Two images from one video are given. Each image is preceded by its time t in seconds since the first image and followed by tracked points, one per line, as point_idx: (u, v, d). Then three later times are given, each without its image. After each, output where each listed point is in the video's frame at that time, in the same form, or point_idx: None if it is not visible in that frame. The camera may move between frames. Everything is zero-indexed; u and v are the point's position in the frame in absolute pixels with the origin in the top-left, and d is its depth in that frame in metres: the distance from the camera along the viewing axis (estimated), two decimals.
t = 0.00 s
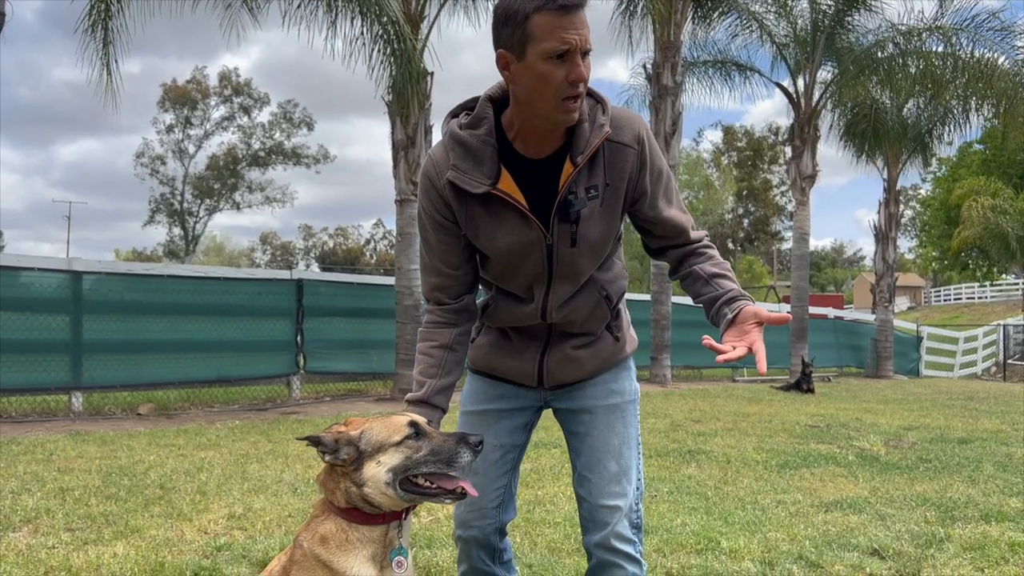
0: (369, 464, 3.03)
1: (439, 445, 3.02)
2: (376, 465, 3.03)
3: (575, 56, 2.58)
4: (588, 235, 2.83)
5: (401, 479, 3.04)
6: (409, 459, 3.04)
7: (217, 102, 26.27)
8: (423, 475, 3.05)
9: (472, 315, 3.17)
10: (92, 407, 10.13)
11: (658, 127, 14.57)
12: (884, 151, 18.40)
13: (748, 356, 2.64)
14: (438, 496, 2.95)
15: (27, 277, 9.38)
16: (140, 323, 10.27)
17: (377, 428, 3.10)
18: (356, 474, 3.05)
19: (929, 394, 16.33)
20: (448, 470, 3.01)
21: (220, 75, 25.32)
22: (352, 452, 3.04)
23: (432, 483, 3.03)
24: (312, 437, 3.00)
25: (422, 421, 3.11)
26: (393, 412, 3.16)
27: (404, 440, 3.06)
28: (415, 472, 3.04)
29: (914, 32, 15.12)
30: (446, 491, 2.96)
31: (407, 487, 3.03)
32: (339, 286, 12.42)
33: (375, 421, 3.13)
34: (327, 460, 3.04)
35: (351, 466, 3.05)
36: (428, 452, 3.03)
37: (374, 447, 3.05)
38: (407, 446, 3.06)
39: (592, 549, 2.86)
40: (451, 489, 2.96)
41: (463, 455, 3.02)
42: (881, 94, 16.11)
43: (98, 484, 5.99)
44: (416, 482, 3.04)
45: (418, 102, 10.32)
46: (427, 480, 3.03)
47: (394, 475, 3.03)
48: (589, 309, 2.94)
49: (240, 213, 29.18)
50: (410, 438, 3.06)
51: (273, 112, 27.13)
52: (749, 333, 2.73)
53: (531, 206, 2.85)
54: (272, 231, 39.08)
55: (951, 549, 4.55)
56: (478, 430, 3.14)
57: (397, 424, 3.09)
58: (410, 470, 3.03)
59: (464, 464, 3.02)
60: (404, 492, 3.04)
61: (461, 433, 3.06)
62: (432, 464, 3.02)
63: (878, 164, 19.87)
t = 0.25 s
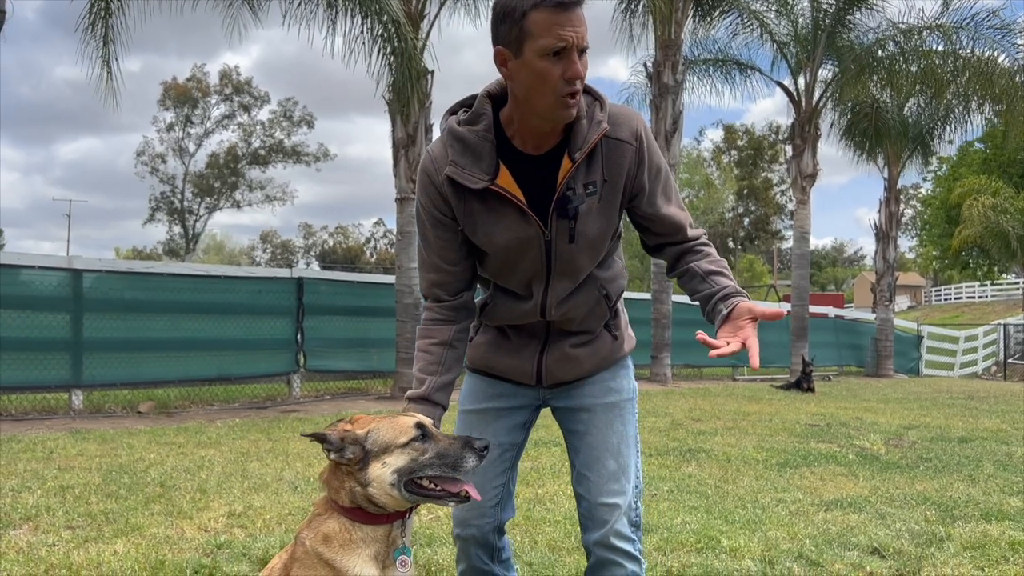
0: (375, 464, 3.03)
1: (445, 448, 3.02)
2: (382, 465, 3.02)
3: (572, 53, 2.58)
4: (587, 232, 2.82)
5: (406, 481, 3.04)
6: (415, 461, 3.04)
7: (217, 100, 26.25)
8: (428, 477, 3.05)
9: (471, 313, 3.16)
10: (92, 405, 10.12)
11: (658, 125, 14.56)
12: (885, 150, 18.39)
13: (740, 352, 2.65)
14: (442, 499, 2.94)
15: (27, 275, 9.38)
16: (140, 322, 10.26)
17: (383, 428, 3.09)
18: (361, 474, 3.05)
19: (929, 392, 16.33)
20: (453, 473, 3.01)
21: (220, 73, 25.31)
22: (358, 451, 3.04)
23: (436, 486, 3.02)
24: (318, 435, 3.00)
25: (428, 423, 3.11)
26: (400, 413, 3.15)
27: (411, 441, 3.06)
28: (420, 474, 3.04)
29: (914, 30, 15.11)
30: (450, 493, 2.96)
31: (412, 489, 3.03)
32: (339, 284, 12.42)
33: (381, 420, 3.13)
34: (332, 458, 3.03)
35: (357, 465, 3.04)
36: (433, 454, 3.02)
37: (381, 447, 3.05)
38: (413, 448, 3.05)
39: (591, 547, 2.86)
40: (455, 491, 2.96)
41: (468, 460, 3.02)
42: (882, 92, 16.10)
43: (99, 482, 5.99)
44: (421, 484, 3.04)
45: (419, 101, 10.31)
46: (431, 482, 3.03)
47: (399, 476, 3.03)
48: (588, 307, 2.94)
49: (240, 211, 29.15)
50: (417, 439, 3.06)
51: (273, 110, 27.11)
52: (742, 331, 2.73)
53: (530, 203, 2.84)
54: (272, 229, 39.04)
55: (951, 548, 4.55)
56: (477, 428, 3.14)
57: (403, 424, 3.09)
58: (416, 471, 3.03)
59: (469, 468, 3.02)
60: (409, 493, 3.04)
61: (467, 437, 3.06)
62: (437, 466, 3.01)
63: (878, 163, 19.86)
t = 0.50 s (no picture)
0: (377, 463, 3.01)
1: (447, 449, 3.01)
2: (384, 464, 3.01)
3: (567, 51, 2.58)
4: (585, 229, 2.82)
5: (408, 481, 3.02)
6: (417, 461, 3.02)
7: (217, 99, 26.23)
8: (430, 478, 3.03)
9: (471, 311, 3.16)
10: (91, 404, 10.11)
11: (658, 124, 14.56)
12: (885, 150, 18.39)
13: (738, 348, 2.63)
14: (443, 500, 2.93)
15: (27, 273, 9.37)
16: (139, 320, 10.25)
17: (387, 427, 3.08)
18: (363, 473, 3.04)
19: (929, 392, 16.34)
20: (455, 474, 3.00)
21: (220, 71, 25.30)
22: (360, 450, 3.02)
23: (437, 486, 3.02)
24: (321, 433, 2.98)
25: (431, 423, 3.09)
26: (403, 411, 3.14)
27: (414, 441, 3.04)
28: (422, 475, 3.02)
29: (914, 29, 15.12)
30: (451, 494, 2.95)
31: (414, 489, 3.01)
32: (339, 283, 12.42)
33: (385, 419, 3.11)
34: (334, 457, 3.02)
35: (359, 464, 3.03)
36: (436, 455, 3.01)
37: (383, 446, 3.03)
38: (416, 448, 3.04)
39: (591, 547, 2.86)
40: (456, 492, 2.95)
41: (470, 461, 3.02)
42: (882, 91, 16.10)
43: (99, 480, 5.99)
44: (423, 484, 3.02)
45: (419, 99, 10.29)
46: (433, 483, 3.01)
47: (401, 476, 3.01)
48: (587, 305, 2.93)
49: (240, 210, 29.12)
50: (419, 439, 3.05)
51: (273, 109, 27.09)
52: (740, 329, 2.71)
53: (528, 201, 2.84)
54: (271, 228, 39.01)
55: (951, 548, 4.55)
56: (477, 427, 3.14)
57: (407, 424, 3.07)
58: (418, 472, 3.01)
59: (471, 469, 3.02)
60: (410, 493, 3.02)
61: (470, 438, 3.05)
62: (439, 467, 3.00)
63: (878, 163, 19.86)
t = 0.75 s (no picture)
0: (378, 462, 3.02)
1: (449, 449, 3.02)
2: (385, 464, 3.02)
3: (561, 50, 2.57)
4: (584, 229, 2.82)
5: (410, 480, 3.03)
6: (419, 461, 3.03)
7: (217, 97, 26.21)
8: (431, 477, 3.04)
9: (471, 312, 3.16)
10: (91, 403, 10.11)
11: (658, 124, 14.56)
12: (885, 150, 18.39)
13: (733, 349, 2.65)
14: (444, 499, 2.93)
15: (27, 272, 9.38)
16: (139, 319, 10.24)
17: (388, 427, 3.09)
18: (364, 473, 3.04)
19: (928, 391, 16.33)
20: (456, 473, 3.02)
21: (221, 70, 25.29)
22: (362, 449, 3.03)
23: (438, 486, 3.02)
24: (323, 431, 2.99)
25: (432, 423, 3.11)
26: (404, 412, 3.15)
27: (416, 441, 3.06)
28: (423, 474, 3.03)
29: (913, 28, 15.11)
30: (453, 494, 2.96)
31: (415, 488, 3.02)
32: (339, 282, 12.42)
33: (386, 418, 3.13)
34: (336, 456, 3.02)
35: (360, 463, 3.03)
36: (438, 455, 3.02)
37: (385, 445, 3.04)
38: (418, 447, 3.05)
39: (590, 546, 2.86)
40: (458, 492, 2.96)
41: (472, 461, 3.03)
42: (882, 91, 16.09)
43: (98, 479, 5.99)
44: (424, 484, 3.03)
45: (419, 98, 10.29)
46: (434, 483, 3.02)
47: (402, 476, 3.02)
48: (586, 305, 2.93)
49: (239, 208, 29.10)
50: (421, 439, 3.06)
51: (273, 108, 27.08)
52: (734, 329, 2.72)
53: (528, 201, 2.84)
54: (271, 226, 38.99)
55: (950, 547, 4.56)
56: (477, 426, 3.14)
57: (409, 424, 3.09)
58: (419, 472, 3.03)
59: (473, 469, 3.03)
60: (411, 493, 3.03)
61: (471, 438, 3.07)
62: (441, 467, 3.01)
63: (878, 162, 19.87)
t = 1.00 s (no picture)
0: (379, 463, 3.01)
1: (450, 448, 3.03)
2: (386, 464, 3.02)
3: (541, 43, 2.58)
4: (584, 226, 2.82)
5: (410, 481, 3.03)
6: (419, 460, 3.04)
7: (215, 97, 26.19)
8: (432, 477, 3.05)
9: (472, 310, 3.16)
10: (89, 402, 10.10)
11: (657, 124, 14.56)
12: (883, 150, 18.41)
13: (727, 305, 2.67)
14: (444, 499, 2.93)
15: (25, 271, 9.37)
16: (137, 318, 10.23)
17: (389, 427, 3.09)
18: (365, 473, 3.04)
19: (927, 391, 16.34)
20: (457, 473, 3.02)
21: (220, 69, 25.27)
22: (363, 450, 3.03)
23: (439, 486, 3.03)
24: (323, 433, 2.98)
25: (433, 423, 3.11)
26: (404, 412, 3.15)
27: (416, 441, 3.06)
28: (424, 475, 3.04)
29: (910, 28, 15.10)
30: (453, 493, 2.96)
31: (416, 489, 3.03)
32: (337, 281, 12.42)
33: (387, 419, 3.12)
34: (337, 457, 3.02)
35: (362, 463, 3.03)
36: (438, 454, 3.03)
37: (386, 446, 3.04)
38: (418, 447, 3.05)
39: (590, 545, 2.86)
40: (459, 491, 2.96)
41: (473, 460, 3.03)
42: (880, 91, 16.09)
43: (96, 478, 5.99)
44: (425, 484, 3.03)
45: (418, 98, 10.29)
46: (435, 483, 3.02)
47: (403, 476, 3.02)
48: (586, 303, 2.93)
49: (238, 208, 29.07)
50: (422, 439, 3.06)
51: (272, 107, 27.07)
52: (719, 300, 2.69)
53: (527, 199, 2.84)
54: (270, 226, 38.95)
55: (948, 547, 4.56)
56: (478, 424, 3.14)
57: (409, 425, 3.09)
58: (420, 472, 3.03)
59: (473, 468, 3.04)
60: (412, 493, 3.03)
61: (472, 437, 3.07)
62: (441, 467, 3.02)
63: (877, 162, 19.89)
